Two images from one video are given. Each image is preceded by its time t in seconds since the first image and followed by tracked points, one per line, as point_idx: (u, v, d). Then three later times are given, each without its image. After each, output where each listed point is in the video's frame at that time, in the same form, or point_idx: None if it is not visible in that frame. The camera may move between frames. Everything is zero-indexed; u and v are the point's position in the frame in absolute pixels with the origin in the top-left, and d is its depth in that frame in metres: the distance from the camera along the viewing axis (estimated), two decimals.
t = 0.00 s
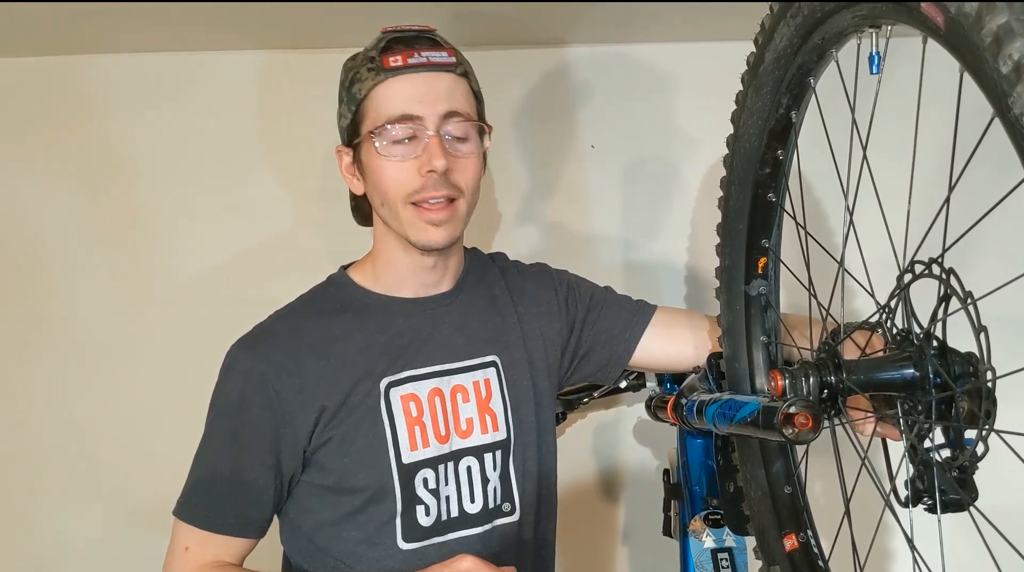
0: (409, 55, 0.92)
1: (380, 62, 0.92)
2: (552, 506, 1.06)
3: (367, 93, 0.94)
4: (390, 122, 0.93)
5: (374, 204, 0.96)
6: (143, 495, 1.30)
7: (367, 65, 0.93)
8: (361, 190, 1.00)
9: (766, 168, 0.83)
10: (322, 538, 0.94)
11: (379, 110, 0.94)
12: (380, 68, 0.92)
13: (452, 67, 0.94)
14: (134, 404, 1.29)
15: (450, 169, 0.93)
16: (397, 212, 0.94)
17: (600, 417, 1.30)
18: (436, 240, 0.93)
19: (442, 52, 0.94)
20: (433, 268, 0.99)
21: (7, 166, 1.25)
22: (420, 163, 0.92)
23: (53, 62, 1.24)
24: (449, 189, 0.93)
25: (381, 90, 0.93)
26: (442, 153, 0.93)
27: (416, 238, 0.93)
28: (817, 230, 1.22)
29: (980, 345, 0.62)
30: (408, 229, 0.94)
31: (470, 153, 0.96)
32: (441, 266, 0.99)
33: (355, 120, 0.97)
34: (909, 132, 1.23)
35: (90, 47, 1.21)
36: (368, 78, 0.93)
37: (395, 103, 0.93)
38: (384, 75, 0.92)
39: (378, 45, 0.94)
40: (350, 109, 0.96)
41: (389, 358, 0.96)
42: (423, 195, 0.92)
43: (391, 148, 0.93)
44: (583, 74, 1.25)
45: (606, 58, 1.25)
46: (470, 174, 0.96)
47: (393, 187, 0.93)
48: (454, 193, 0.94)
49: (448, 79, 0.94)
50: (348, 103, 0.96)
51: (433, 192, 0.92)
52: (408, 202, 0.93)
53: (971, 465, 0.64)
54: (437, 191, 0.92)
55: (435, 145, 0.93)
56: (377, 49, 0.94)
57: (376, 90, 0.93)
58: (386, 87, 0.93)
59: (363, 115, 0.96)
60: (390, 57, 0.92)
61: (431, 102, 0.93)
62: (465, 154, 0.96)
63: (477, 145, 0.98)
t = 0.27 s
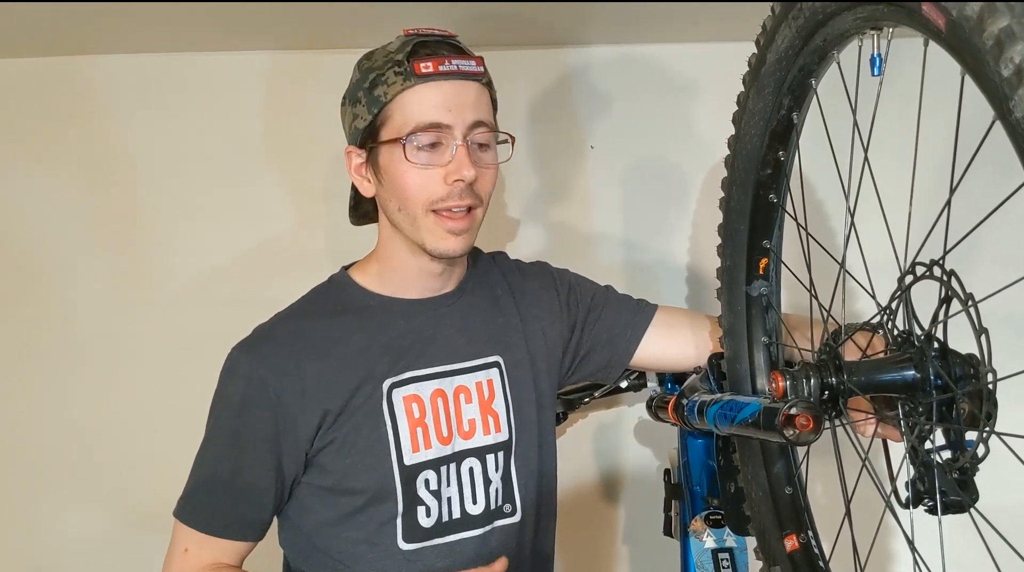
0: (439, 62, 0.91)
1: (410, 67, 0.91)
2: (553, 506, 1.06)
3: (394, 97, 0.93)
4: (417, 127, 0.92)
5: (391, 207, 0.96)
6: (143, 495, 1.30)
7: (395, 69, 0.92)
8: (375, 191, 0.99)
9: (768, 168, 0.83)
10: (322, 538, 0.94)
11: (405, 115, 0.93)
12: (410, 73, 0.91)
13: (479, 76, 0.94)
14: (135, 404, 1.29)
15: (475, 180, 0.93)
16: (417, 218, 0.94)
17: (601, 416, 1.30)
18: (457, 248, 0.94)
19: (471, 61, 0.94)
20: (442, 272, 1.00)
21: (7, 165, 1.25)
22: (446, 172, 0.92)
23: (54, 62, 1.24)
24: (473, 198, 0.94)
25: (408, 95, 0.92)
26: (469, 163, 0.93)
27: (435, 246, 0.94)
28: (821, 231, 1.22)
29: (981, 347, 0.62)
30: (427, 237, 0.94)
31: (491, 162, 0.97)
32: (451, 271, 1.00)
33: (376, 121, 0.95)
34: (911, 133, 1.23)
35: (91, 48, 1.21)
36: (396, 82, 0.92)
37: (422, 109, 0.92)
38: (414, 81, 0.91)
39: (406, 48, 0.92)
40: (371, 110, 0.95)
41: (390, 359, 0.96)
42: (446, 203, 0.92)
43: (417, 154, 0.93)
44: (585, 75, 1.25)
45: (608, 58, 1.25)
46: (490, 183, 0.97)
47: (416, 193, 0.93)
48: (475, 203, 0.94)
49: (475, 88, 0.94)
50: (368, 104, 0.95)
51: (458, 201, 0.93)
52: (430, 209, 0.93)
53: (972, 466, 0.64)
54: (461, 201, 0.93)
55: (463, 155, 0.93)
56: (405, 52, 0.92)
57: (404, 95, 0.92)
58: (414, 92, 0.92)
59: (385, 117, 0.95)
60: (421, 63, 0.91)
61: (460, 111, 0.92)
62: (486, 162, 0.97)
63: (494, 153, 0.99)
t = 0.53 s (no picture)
0: (454, 65, 0.91)
1: (425, 69, 0.91)
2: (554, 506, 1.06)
3: (407, 98, 0.92)
4: (430, 129, 0.92)
5: (400, 208, 0.96)
6: (145, 495, 1.30)
7: (409, 70, 0.92)
8: (384, 191, 0.99)
9: (771, 168, 0.82)
10: (325, 539, 0.94)
11: (418, 116, 0.93)
12: (424, 75, 0.91)
13: (491, 80, 0.94)
14: (137, 404, 1.29)
15: (486, 184, 0.93)
16: (427, 220, 0.94)
17: (602, 417, 1.30)
18: (464, 251, 0.94)
19: (484, 65, 0.94)
20: (447, 272, 1.00)
21: (9, 165, 1.25)
22: (458, 174, 0.92)
23: (56, 63, 1.23)
24: (483, 201, 0.93)
25: (422, 97, 0.92)
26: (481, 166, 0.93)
27: (444, 248, 0.93)
28: (824, 231, 1.22)
29: (984, 347, 0.62)
30: (436, 238, 0.93)
31: (500, 167, 0.97)
32: (456, 272, 1.01)
33: (387, 122, 0.95)
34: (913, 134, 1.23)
35: (93, 49, 1.21)
36: (409, 83, 0.92)
37: (436, 111, 0.92)
38: (428, 83, 0.91)
39: (420, 50, 0.92)
40: (383, 110, 0.95)
41: (393, 358, 0.96)
42: (456, 206, 0.92)
43: (429, 156, 0.93)
44: (588, 75, 1.25)
45: (612, 59, 1.25)
46: (498, 187, 0.97)
47: (427, 194, 0.93)
48: (485, 207, 0.94)
49: (487, 92, 0.94)
50: (380, 104, 0.95)
51: (468, 204, 0.92)
52: (440, 211, 0.93)
53: (974, 467, 0.64)
54: (471, 204, 0.93)
55: (475, 158, 0.93)
56: (419, 54, 0.92)
57: (418, 96, 0.92)
58: (427, 94, 0.92)
59: (397, 118, 0.95)
60: (435, 66, 0.91)
61: (473, 114, 0.93)
62: (495, 166, 0.97)
63: (502, 157, 0.99)
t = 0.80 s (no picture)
0: (454, 62, 0.92)
1: (426, 66, 0.92)
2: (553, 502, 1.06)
3: (407, 94, 0.93)
4: (431, 126, 0.92)
5: (400, 204, 0.96)
6: (144, 494, 1.30)
7: (409, 67, 0.92)
8: (383, 187, 0.99)
9: (771, 166, 0.83)
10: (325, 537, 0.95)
11: (419, 113, 0.93)
12: (425, 72, 0.92)
13: (491, 78, 0.95)
14: (136, 403, 1.29)
15: (486, 180, 0.93)
16: (427, 216, 0.94)
17: (601, 416, 1.30)
18: (464, 247, 0.94)
19: (484, 63, 0.94)
20: (446, 267, 1.00)
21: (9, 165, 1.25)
22: (457, 170, 0.92)
23: (56, 63, 1.23)
24: (483, 198, 0.94)
25: (422, 93, 0.92)
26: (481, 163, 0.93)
27: (444, 243, 0.93)
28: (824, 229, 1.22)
29: (984, 345, 0.62)
30: (436, 234, 0.93)
31: (499, 164, 0.97)
32: (454, 267, 1.01)
33: (387, 118, 0.95)
34: (913, 132, 1.23)
35: (93, 48, 1.21)
36: (410, 80, 0.92)
37: (436, 107, 0.92)
38: (429, 80, 0.91)
39: (420, 47, 0.93)
40: (383, 106, 0.95)
41: (393, 355, 0.96)
42: (456, 202, 0.92)
43: (429, 152, 0.93)
44: (588, 73, 1.25)
45: (612, 57, 1.25)
46: (497, 184, 0.97)
47: (426, 190, 0.93)
48: (484, 203, 0.94)
49: (487, 90, 0.95)
50: (379, 100, 0.95)
51: (468, 201, 0.92)
52: (440, 206, 0.93)
53: (975, 464, 0.64)
54: (471, 200, 0.93)
55: (475, 155, 0.93)
56: (420, 51, 0.93)
57: (419, 92, 0.92)
58: (428, 91, 0.92)
59: (397, 114, 0.95)
60: (436, 62, 0.91)
61: (473, 111, 0.93)
62: (494, 163, 0.97)
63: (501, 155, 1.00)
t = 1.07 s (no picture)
0: (456, 63, 0.92)
1: (428, 67, 0.92)
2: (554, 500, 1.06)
3: (408, 94, 0.93)
4: (432, 126, 0.92)
5: (400, 203, 0.96)
6: (145, 492, 1.30)
7: (411, 67, 0.92)
8: (382, 185, 0.99)
9: (773, 163, 0.82)
10: (325, 534, 0.94)
11: (420, 113, 0.93)
12: (427, 72, 0.92)
13: (492, 79, 0.95)
14: (136, 401, 1.29)
15: (486, 181, 0.93)
16: (427, 216, 0.93)
17: (602, 415, 1.30)
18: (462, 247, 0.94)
19: (485, 64, 0.95)
20: (445, 263, 1.01)
21: (8, 163, 1.25)
22: (458, 171, 0.92)
23: (56, 61, 1.23)
24: (482, 199, 0.93)
25: (423, 94, 0.92)
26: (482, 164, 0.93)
27: (443, 242, 0.93)
28: (826, 227, 1.22)
29: (988, 343, 0.62)
30: (436, 233, 0.93)
31: (498, 164, 0.97)
32: (454, 264, 1.02)
33: (387, 116, 0.95)
34: (916, 130, 1.23)
35: (93, 46, 1.21)
36: (411, 80, 0.92)
37: (437, 108, 0.92)
38: (431, 81, 0.92)
39: (422, 47, 0.93)
40: (383, 106, 0.94)
41: (394, 352, 0.96)
42: (457, 203, 0.92)
43: (429, 153, 0.93)
44: (589, 71, 1.25)
45: (612, 55, 1.25)
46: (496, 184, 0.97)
47: (426, 190, 0.93)
48: (484, 204, 0.94)
49: (488, 91, 0.95)
50: (380, 99, 0.95)
51: (467, 201, 0.92)
52: (440, 207, 0.93)
53: (978, 463, 0.63)
54: (472, 201, 0.92)
55: (476, 156, 0.93)
56: (421, 51, 0.93)
57: (420, 93, 0.92)
58: (429, 91, 0.92)
59: (398, 113, 0.95)
60: (438, 63, 0.91)
61: (474, 112, 0.93)
62: (494, 164, 0.97)
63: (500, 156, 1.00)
